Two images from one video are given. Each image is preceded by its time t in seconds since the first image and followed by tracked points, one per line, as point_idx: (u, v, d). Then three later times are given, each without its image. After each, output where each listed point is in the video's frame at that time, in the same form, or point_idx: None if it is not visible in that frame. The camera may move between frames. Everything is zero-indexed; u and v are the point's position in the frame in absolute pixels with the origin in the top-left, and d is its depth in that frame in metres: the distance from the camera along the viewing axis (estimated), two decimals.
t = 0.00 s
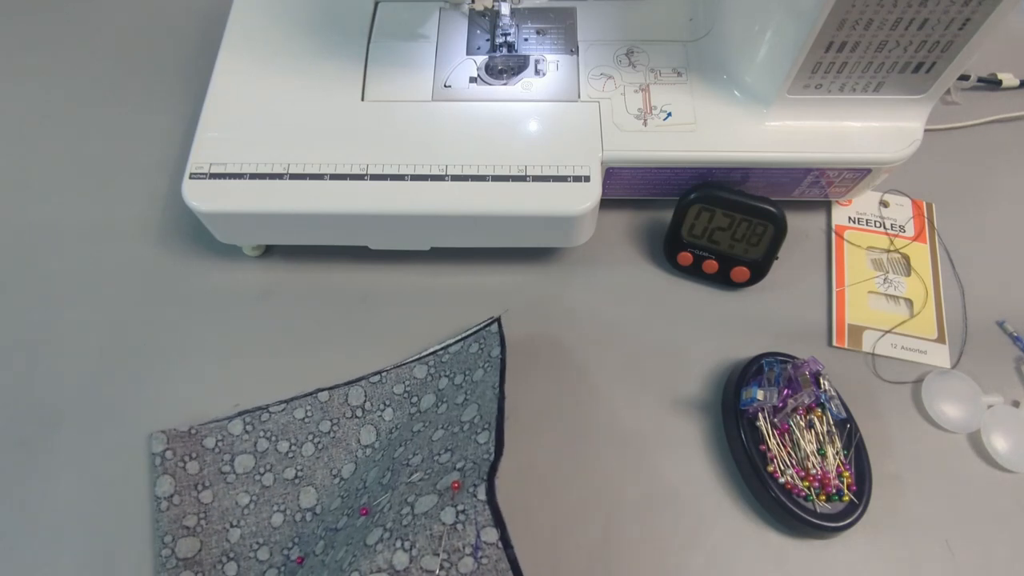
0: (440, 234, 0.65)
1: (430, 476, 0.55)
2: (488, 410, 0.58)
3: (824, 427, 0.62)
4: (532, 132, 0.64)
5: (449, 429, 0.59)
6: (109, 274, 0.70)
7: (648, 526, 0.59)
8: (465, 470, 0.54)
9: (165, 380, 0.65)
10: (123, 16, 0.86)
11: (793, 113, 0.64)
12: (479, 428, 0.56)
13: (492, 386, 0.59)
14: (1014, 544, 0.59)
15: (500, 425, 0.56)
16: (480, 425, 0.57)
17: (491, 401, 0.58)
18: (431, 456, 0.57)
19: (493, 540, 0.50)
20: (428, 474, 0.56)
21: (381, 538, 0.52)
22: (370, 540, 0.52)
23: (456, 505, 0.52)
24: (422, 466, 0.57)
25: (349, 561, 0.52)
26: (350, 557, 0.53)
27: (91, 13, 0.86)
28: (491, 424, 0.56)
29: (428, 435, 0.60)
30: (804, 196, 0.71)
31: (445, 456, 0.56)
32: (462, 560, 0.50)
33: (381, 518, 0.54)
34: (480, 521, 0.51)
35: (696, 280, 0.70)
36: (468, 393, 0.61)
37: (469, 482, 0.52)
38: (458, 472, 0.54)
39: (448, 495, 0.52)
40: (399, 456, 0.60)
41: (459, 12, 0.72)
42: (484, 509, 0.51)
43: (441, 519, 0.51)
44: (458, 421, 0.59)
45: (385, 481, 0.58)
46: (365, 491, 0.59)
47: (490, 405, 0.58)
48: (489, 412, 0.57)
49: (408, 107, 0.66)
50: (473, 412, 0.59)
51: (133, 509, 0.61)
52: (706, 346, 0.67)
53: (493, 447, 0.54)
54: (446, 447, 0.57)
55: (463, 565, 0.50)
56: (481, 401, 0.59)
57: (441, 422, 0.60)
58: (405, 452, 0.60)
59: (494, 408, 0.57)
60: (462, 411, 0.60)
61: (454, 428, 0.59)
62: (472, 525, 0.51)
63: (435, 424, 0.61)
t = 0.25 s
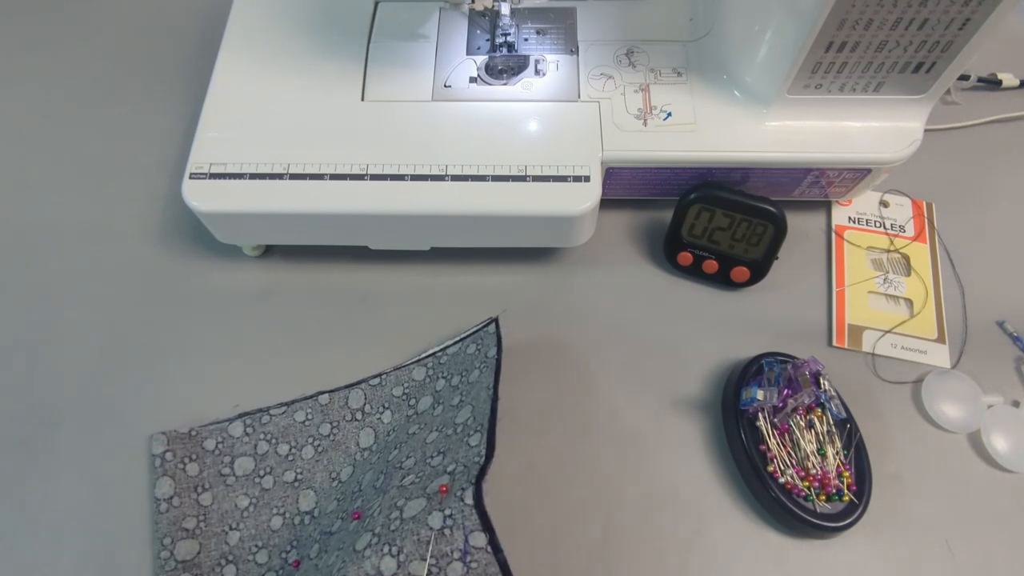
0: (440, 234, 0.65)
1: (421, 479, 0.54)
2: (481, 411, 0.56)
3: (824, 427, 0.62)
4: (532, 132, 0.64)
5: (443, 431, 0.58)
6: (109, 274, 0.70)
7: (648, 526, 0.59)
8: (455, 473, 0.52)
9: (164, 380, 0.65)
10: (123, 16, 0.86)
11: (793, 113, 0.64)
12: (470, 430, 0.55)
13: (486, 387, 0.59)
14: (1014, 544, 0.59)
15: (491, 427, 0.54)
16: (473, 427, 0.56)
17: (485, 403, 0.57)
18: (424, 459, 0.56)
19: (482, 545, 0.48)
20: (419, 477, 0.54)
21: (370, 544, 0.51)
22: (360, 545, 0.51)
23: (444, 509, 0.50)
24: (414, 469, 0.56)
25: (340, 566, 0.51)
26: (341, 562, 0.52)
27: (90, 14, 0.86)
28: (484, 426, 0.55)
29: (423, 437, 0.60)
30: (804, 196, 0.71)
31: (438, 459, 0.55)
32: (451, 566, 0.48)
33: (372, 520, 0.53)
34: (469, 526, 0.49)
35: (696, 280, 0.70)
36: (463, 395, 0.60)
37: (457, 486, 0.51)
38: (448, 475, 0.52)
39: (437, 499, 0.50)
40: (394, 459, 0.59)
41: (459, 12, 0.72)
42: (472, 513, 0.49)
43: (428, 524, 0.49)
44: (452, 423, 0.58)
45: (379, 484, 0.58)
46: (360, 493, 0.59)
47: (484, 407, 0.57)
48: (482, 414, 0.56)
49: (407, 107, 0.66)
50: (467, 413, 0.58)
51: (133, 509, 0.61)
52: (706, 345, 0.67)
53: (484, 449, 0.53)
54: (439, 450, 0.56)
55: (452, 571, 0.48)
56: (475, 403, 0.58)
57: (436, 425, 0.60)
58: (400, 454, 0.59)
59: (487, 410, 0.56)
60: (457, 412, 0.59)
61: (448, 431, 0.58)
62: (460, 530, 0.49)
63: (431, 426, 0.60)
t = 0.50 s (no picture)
0: (440, 234, 0.65)
1: (421, 480, 0.54)
2: (481, 412, 0.57)
3: (824, 427, 0.62)
4: (532, 132, 0.64)
5: (443, 432, 0.58)
6: (109, 274, 0.70)
7: (648, 526, 0.59)
8: (455, 475, 0.52)
9: (164, 380, 0.65)
10: (123, 16, 0.86)
11: (793, 113, 0.64)
12: (470, 431, 0.55)
13: (486, 388, 0.59)
14: (1014, 544, 0.59)
15: (491, 428, 0.54)
16: (472, 428, 0.56)
17: (485, 404, 0.57)
18: (423, 460, 0.56)
19: (481, 546, 0.48)
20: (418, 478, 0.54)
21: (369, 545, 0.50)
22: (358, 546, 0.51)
23: (443, 510, 0.50)
24: (414, 470, 0.56)
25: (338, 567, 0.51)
26: (339, 563, 0.51)
27: (90, 14, 0.86)
28: (484, 428, 0.55)
29: (422, 438, 0.60)
30: (804, 196, 0.71)
31: (437, 460, 0.55)
32: (450, 567, 0.48)
33: (371, 521, 0.53)
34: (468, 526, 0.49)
35: (696, 280, 0.70)
36: (463, 396, 0.60)
37: (457, 487, 0.51)
38: (447, 477, 0.53)
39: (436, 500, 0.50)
40: (393, 459, 0.59)
41: (459, 12, 0.72)
42: (471, 514, 0.49)
43: (427, 525, 0.49)
44: (451, 424, 0.58)
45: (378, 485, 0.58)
46: (359, 494, 0.59)
47: (483, 408, 0.57)
48: (482, 416, 0.56)
49: (407, 107, 0.66)
50: (467, 415, 0.58)
51: (133, 509, 0.61)
52: (706, 345, 0.67)
53: (484, 451, 0.53)
54: (439, 451, 0.56)
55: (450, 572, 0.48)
56: (475, 404, 0.58)
57: (436, 426, 0.60)
58: (399, 454, 0.59)
59: (487, 411, 0.56)
60: (457, 413, 0.59)
61: (447, 432, 0.58)
62: (458, 531, 0.49)
63: (430, 426, 0.60)
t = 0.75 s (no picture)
0: (440, 233, 0.65)
1: (420, 482, 0.53)
2: (481, 413, 0.56)
3: (824, 427, 0.62)
4: (532, 132, 0.64)
5: (442, 433, 0.58)
6: (109, 274, 0.70)
7: (648, 526, 0.59)
8: (454, 476, 0.52)
9: (164, 380, 0.65)
10: (123, 16, 0.86)
11: (793, 113, 0.64)
12: (470, 432, 0.55)
13: (486, 388, 0.58)
14: (1014, 544, 0.59)
15: (491, 428, 0.54)
16: (472, 429, 0.56)
17: (484, 404, 0.57)
18: (422, 461, 0.56)
19: (481, 548, 0.48)
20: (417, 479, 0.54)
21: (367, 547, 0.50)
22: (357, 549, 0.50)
23: (442, 511, 0.49)
24: (413, 471, 0.55)
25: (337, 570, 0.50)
26: (337, 565, 0.51)
27: (90, 13, 0.86)
28: (483, 429, 0.55)
29: (421, 438, 0.59)
30: (804, 196, 0.71)
31: (435, 461, 0.55)
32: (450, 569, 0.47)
33: (369, 521, 0.53)
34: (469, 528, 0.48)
35: (696, 280, 0.70)
36: (462, 396, 0.60)
37: (455, 488, 0.50)
38: (446, 478, 0.52)
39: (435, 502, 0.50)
40: (392, 459, 0.59)
41: (459, 12, 0.72)
42: (470, 515, 0.48)
43: (426, 527, 0.49)
44: (451, 424, 0.58)
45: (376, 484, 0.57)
46: (357, 494, 0.58)
47: (483, 409, 0.57)
48: (481, 416, 0.56)
49: (407, 107, 0.66)
50: (466, 416, 0.58)
51: (133, 509, 0.61)
52: (706, 346, 0.67)
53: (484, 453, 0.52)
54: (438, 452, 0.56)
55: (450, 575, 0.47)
56: (474, 404, 0.58)
57: (435, 427, 0.60)
58: (398, 455, 0.59)
59: (486, 411, 0.56)
60: (456, 414, 0.59)
61: (447, 432, 0.57)
62: (458, 533, 0.48)
63: (430, 427, 0.60)
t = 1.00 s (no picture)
0: (440, 233, 0.65)
1: (412, 482, 0.53)
2: (473, 410, 0.55)
3: (824, 427, 0.62)
4: (532, 132, 0.64)
5: (435, 431, 0.57)
6: (109, 274, 0.70)
7: (648, 526, 0.59)
8: (445, 477, 0.51)
9: (164, 380, 0.65)
10: (123, 16, 0.86)
11: (793, 113, 0.64)
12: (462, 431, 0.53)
13: (479, 385, 0.57)
14: (1014, 544, 0.59)
15: (483, 427, 0.52)
16: (464, 428, 0.54)
17: (477, 401, 0.56)
18: (416, 460, 0.55)
19: (474, 551, 0.46)
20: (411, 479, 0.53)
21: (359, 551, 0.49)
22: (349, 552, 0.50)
23: (432, 514, 0.48)
24: (406, 471, 0.55)
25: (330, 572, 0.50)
26: (330, 568, 0.50)
27: (90, 13, 0.86)
28: (475, 427, 0.53)
29: (415, 437, 0.58)
30: (804, 196, 0.71)
31: (428, 461, 0.54)
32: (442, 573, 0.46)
33: (363, 522, 0.53)
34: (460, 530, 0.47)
35: (696, 280, 0.70)
36: (456, 393, 0.59)
37: (446, 490, 0.49)
38: (438, 479, 0.51)
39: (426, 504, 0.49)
40: (387, 458, 0.59)
41: (459, 12, 0.72)
42: (461, 519, 0.47)
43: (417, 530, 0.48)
44: (443, 422, 0.57)
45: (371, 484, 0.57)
46: (352, 493, 0.58)
47: (476, 406, 0.55)
48: (473, 414, 0.55)
49: (407, 107, 0.66)
50: (459, 413, 0.56)
51: (133, 509, 0.61)
52: (706, 346, 0.67)
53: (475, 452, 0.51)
54: (431, 451, 0.55)
55: None
56: (467, 401, 0.57)
57: (428, 424, 0.59)
58: (393, 453, 0.58)
59: (478, 408, 0.55)
60: (449, 411, 0.58)
61: (440, 430, 0.56)
62: (449, 536, 0.47)
63: (423, 425, 0.59)
